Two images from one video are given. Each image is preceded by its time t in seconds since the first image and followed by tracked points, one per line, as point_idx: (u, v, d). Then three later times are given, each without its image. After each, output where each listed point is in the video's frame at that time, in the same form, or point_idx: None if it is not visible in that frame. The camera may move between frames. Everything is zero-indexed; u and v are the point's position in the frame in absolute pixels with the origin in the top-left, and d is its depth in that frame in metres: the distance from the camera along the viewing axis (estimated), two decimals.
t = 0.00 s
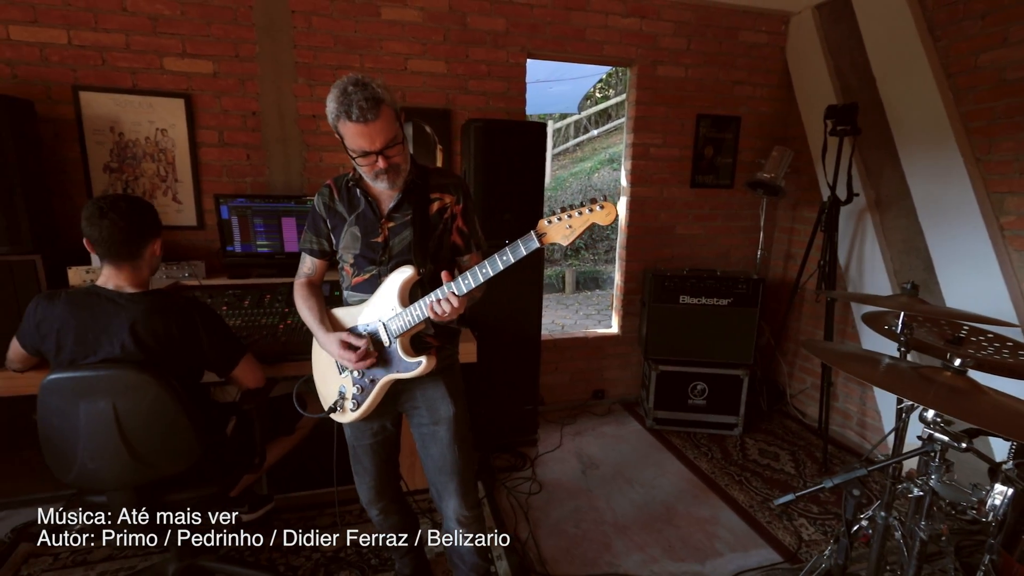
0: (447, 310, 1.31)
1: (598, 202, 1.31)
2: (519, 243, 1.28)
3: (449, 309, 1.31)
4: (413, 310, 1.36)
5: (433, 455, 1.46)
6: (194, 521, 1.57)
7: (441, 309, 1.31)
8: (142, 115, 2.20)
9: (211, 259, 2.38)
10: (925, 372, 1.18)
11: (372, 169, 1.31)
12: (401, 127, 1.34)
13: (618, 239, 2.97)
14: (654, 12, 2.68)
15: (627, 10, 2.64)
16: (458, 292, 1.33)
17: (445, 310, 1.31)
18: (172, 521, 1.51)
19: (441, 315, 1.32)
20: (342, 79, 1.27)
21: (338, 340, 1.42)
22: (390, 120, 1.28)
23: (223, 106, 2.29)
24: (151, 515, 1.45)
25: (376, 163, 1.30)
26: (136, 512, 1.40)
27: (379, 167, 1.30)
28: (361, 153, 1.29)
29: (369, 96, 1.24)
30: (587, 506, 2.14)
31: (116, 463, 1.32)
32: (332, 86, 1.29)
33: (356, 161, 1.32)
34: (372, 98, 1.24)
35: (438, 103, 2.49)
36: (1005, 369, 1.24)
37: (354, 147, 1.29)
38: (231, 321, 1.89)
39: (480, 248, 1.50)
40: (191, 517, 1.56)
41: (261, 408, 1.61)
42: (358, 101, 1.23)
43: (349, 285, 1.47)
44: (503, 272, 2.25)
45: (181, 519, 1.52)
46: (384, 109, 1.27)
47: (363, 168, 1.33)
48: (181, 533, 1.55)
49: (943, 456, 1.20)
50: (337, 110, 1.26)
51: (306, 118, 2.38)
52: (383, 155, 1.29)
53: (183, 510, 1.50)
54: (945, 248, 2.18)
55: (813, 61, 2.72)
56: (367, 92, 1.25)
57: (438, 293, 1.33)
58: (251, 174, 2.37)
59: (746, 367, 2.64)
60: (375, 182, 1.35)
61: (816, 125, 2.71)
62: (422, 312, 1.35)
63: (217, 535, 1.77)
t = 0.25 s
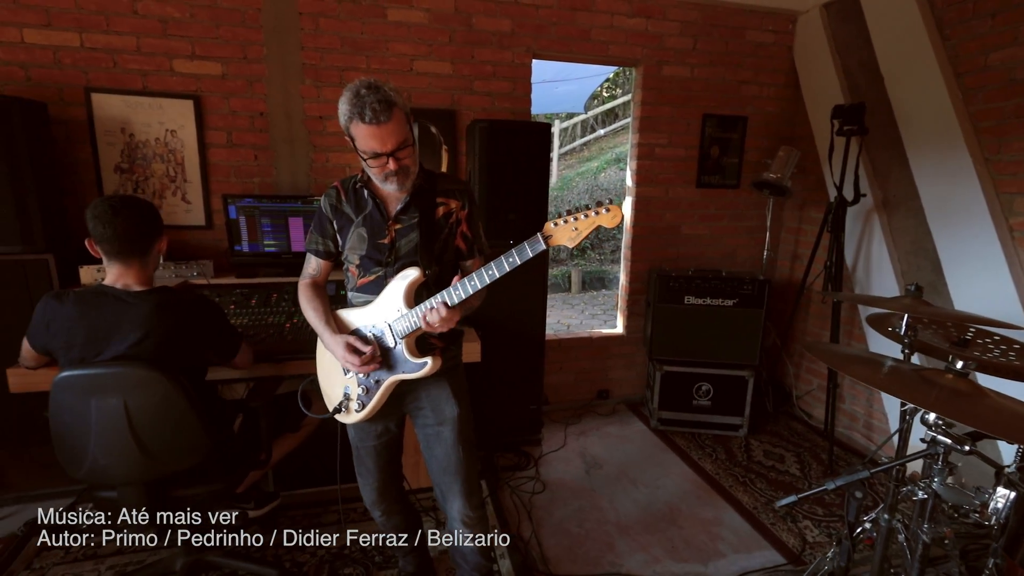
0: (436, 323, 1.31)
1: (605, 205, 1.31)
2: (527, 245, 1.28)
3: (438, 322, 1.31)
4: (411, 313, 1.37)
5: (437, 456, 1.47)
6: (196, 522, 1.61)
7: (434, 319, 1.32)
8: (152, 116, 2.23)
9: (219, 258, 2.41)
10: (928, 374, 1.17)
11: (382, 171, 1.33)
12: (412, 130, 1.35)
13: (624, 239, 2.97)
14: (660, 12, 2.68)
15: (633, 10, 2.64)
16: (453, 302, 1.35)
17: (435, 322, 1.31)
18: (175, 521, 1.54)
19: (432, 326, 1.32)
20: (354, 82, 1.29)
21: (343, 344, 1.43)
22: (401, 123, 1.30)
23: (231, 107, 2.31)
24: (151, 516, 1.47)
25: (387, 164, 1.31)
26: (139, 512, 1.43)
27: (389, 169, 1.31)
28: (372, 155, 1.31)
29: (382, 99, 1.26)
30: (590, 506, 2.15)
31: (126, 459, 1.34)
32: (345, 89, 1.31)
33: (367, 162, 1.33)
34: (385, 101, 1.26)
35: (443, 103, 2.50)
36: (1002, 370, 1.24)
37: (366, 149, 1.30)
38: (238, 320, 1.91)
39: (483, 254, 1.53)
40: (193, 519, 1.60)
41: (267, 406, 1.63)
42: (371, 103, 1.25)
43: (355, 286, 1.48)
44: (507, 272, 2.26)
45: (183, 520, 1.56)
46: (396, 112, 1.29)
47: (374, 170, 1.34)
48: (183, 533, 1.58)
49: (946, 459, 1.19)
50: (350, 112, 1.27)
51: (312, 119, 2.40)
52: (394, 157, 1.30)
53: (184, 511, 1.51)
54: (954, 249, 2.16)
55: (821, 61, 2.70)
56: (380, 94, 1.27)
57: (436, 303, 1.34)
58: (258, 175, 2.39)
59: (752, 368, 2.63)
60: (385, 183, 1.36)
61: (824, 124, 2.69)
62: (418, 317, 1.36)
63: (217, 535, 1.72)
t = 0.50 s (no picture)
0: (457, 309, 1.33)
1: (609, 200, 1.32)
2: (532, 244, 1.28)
3: (460, 308, 1.32)
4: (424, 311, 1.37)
5: (440, 458, 1.48)
6: (197, 521, 1.62)
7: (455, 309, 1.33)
8: (161, 119, 2.26)
9: (226, 259, 2.44)
10: (932, 379, 1.16)
11: (388, 173, 1.33)
12: (418, 134, 1.36)
13: (629, 240, 2.96)
14: (666, 12, 2.67)
15: (638, 11, 2.64)
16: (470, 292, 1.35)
17: (455, 310, 1.33)
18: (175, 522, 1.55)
19: (450, 315, 1.34)
20: (361, 86, 1.30)
21: (350, 347, 1.44)
22: (407, 126, 1.31)
23: (238, 109, 2.34)
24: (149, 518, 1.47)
25: (393, 167, 1.32)
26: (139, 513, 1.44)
27: (395, 171, 1.32)
28: (378, 157, 1.31)
29: (388, 102, 1.27)
30: (593, 507, 2.15)
31: (134, 458, 1.36)
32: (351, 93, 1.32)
33: (372, 163, 1.32)
34: (391, 104, 1.27)
35: (448, 105, 2.51)
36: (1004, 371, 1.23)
37: (371, 151, 1.31)
38: (245, 321, 1.93)
39: (486, 256, 1.54)
40: (194, 519, 1.61)
41: (273, 406, 1.65)
42: (377, 106, 1.26)
43: (360, 288, 1.49)
44: (511, 273, 2.26)
45: (183, 521, 1.57)
46: (402, 115, 1.30)
47: (379, 173, 1.34)
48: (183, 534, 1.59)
49: (952, 464, 1.18)
50: (356, 114, 1.28)
51: (318, 121, 2.42)
52: (400, 160, 1.31)
53: (183, 511, 1.52)
54: (962, 250, 2.14)
55: (828, 61, 2.68)
56: (386, 98, 1.28)
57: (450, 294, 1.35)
58: (265, 176, 2.42)
59: (757, 370, 2.62)
60: (390, 186, 1.36)
61: (831, 125, 2.67)
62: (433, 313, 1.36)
63: (216, 534, 1.70)
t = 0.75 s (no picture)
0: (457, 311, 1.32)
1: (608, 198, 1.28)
2: (527, 244, 1.28)
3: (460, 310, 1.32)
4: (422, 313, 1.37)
5: (441, 460, 1.48)
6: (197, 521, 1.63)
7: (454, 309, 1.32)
8: (167, 120, 2.28)
9: (231, 259, 2.45)
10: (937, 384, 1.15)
11: (392, 173, 1.32)
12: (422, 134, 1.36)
13: (633, 240, 2.95)
14: (670, 11, 2.66)
15: (643, 10, 2.62)
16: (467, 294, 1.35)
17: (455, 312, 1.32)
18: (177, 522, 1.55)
19: (450, 317, 1.33)
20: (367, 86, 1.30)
21: (351, 347, 1.44)
22: (412, 126, 1.31)
23: (243, 110, 2.35)
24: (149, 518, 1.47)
25: (397, 167, 1.31)
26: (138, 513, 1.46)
27: (399, 170, 1.31)
28: (382, 157, 1.31)
29: (393, 102, 1.28)
30: (596, 508, 2.14)
31: (138, 456, 1.36)
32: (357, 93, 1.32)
33: (377, 163, 1.32)
34: (396, 104, 1.28)
35: (452, 105, 2.51)
36: (1012, 376, 1.21)
37: (376, 151, 1.31)
38: (249, 321, 1.94)
39: (489, 257, 1.53)
40: (193, 519, 1.62)
41: (276, 405, 1.66)
42: (382, 106, 1.26)
43: (362, 289, 1.50)
44: (515, 274, 2.26)
45: (183, 520, 1.58)
46: (407, 115, 1.30)
47: (383, 173, 1.34)
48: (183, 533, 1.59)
49: (957, 469, 1.16)
50: (361, 115, 1.28)
51: (323, 121, 2.43)
52: (404, 159, 1.31)
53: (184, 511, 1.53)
54: (971, 251, 2.11)
55: (835, 59, 2.66)
56: (392, 98, 1.28)
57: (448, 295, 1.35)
58: (270, 177, 2.43)
59: (763, 371, 2.60)
60: (395, 187, 1.35)
61: (838, 124, 2.64)
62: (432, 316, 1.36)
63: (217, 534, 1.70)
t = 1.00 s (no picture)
0: (456, 311, 1.30)
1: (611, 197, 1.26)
2: (528, 243, 1.26)
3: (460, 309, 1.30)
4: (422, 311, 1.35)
5: (442, 459, 1.47)
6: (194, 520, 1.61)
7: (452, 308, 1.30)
8: (170, 117, 2.28)
9: (233, 256, 2.45)
10: (944, 385, 1.12)
11: (394, 167, 1.30)
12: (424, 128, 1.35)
13: (637, 239, 2.92)
14: (675, 8, 2.63)
15: (647, 7, 2.60)
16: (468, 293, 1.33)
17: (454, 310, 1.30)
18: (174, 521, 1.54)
19: (450, 315, 1.31)
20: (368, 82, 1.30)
21: (349, 341, 1.43)
22: (414, 118, 1.30)
23: (246, 108, 2.35)
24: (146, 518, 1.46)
25: (400, 160, 1.29)
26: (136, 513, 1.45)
27: (402, 164, 1.29)
28: (384, 149, 1.28)
29: (396, 94, 1.27)
30: (597, 509, 2.13)
31: (138, 454, 1.34)
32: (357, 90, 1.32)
33: (379, 157, 1.30)
34: (399, 96, 1.27)
35: (455, 102, 2.49)
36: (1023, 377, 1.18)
37: (378, 144, 1.28)
38: (250, 318, 1.94)
39: (490, 254, 1.51)
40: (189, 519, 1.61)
41: (276, 403, 1.65)
42: (385, 97, 1.26)
43: (362, 287, 1.49)
44: (517, 272, 2.25)
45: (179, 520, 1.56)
46: (409, 108, 1.30)
47: (385, 168, 1.31)
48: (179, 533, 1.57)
49: (968, 474, 1.14)
50: (363, 107, 1.27)
51: (325, 119, 2.42)
52: (407, 152, 1.29)
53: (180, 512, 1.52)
54: (980, 250, 2.08)
55: (842, 56, 2.62)
56: (394, 90, 1.28)
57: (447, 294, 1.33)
58: (272, 174, 2.42)
59: (768, 372, 2.57)
60: (396, 182, 1.33)
61: (845, 122, 2.61)
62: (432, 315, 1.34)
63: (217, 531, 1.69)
